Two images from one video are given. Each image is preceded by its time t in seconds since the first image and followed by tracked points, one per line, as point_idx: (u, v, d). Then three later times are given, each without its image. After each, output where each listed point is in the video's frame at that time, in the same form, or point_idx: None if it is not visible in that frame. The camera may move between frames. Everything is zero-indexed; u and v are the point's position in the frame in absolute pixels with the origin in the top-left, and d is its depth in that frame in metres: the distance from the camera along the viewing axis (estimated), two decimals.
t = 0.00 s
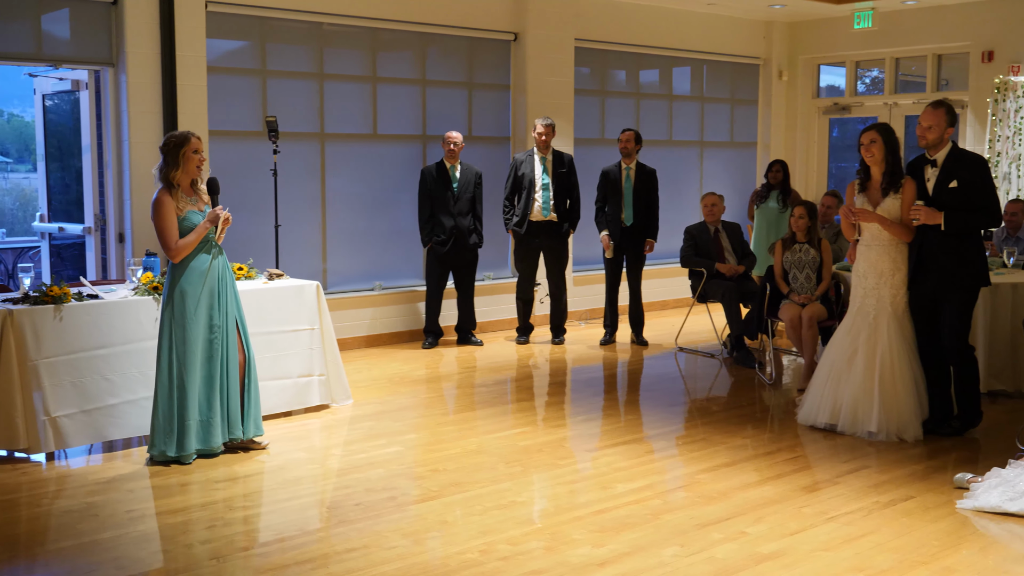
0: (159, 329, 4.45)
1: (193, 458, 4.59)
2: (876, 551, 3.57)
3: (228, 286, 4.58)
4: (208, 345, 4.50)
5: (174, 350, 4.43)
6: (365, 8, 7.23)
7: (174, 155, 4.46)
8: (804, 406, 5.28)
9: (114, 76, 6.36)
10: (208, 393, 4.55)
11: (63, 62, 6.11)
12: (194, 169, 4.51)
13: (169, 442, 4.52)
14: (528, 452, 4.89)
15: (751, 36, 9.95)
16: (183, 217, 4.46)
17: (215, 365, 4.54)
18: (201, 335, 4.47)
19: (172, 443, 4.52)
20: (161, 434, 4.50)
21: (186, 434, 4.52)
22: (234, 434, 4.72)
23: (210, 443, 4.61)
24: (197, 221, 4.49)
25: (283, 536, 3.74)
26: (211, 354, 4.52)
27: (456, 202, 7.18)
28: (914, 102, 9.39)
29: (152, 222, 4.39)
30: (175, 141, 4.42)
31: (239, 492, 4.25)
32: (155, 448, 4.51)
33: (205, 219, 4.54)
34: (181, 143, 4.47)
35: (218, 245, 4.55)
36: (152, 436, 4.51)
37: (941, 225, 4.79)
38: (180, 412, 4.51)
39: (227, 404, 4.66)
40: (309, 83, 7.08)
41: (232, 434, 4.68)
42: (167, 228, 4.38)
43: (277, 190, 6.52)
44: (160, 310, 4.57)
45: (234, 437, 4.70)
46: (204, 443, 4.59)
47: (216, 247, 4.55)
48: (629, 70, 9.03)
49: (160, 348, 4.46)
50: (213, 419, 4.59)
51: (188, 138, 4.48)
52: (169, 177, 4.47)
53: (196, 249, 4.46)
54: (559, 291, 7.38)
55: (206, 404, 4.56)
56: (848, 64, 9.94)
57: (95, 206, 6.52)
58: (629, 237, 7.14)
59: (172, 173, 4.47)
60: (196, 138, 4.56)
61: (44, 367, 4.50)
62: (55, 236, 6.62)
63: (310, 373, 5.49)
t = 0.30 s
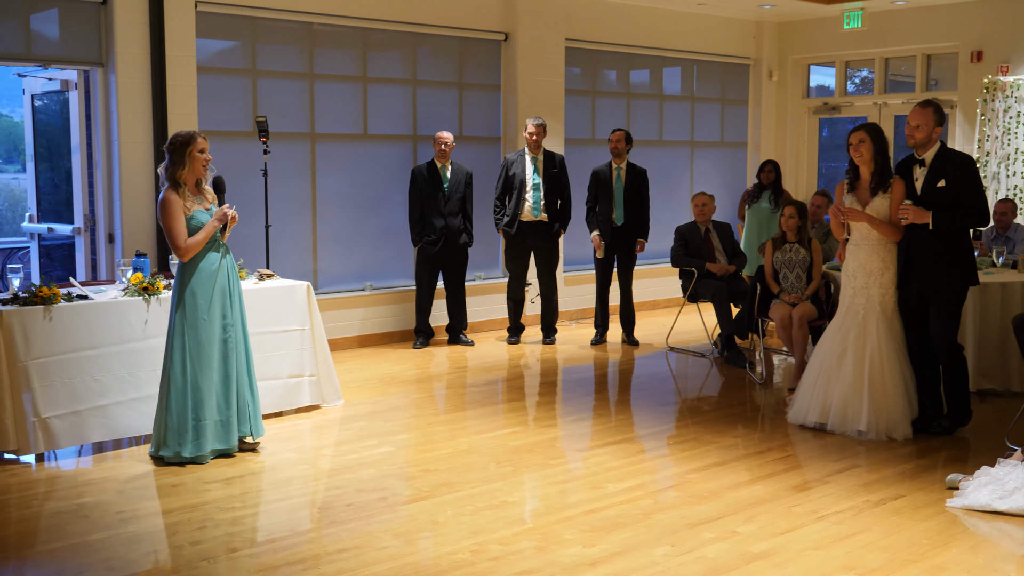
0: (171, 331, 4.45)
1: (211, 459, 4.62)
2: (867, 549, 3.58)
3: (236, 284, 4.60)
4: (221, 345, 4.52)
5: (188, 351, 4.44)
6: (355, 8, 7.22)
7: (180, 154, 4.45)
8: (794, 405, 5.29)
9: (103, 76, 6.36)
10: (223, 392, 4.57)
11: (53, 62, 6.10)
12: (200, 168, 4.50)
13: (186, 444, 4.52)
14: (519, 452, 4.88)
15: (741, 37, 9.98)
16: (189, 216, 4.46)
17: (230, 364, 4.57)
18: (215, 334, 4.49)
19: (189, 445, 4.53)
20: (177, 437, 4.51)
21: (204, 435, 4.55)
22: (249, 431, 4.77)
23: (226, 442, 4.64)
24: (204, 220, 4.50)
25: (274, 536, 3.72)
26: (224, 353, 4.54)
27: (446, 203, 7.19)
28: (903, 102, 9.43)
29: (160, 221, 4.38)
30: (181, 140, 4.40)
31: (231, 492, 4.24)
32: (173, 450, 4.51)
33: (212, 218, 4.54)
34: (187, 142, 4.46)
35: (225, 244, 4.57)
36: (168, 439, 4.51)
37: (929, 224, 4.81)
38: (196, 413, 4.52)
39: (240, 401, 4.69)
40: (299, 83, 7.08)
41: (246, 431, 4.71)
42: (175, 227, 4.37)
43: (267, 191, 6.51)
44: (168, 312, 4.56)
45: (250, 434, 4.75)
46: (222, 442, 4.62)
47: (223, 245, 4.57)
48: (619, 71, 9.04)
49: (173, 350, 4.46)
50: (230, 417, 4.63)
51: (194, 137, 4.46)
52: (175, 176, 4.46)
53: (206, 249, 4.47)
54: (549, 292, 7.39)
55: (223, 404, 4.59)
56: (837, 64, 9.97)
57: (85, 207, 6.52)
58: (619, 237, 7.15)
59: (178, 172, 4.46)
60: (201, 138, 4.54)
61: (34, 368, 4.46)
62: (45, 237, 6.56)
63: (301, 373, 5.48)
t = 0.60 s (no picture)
0: (180, 334, 4.46)
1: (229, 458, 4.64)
2: (859, 549, 3.59)
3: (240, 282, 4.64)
4: (231, 344, 4.56)
5: (198, 352, 4.46)
6: (346, 8, 7.22)
7: (190, 152, 4.47)
8: (785, 404, 5.30)
9: (94, 77, 6.35)
10: (236, 390, 4.61)
11: (43, 62, 6.08)
12: (209, 167, 4.53)
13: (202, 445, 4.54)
14: (511, 452, 4.88)
15: (733, 37, 10.00)
16: (197, 215, 4.49)
17: (241, 361, 4.61)
18: (224, 333, 4.53)
19: (205, 446, 4.55)
20: (194, 438, 4.52)
21: (220, 434, 4.57)
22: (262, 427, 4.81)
23: (243, 440, 4.65)
24: (211, 220, 4.53)
25: (266, 537, 3.72)
26: (234, 350, 4.58)
27: (439, 202, 7.19)
28: (895, 102, 9.46)
29: (168, 218, 4.39)
30: (191, 139, 4.42)
31: (223, 493, 4.22)
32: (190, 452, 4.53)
33: (218, 218, 4.58)
34: (196, 141, 4.48)
35: (229, 243, 4.62)
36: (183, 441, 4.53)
37: (920, 224, 4.82)
38: (210, 413, 4.54)
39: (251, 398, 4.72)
40: (291, 83, 7.07)
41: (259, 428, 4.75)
42: (183, 225, 4.39)
43: (259, 192, 6.51)
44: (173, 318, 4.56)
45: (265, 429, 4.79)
46: (241, 439, 4.64)
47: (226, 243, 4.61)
48: (611, 71, 9.04)
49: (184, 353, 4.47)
50: (245, 414, 4.66)
51: (203, 136, 4.49)
52: (184, 174, 4.48)
53: (212, 249, 4.51)
54: (541, 292, 7.39)
55: (237, 401, 4.62)
56: (829, 64, 10.00)
57: (77, 206, 6.48)
58: (612, 237, 7.16)
59: (187, 171, 4.48)
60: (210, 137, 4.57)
61: (26, 369, 4.45)
62: (35, 238, 6.58)
63: (293, 374, 5.48)
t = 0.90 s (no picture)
0: (186, 334, 4.51)
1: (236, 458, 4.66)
2: (856, 549, 3.59)
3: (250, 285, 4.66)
4: (238, 346, 4.57)
5: (204, 353, 4.49)
6: (342, 8, 7.22)
7: (197, 155, 4.47)
8: (782, 405, 5.31)
9: (91, 78, 6.35)
10: (243, 392, 4.61)
11: (40, 63, 6.08)
12: (217, 169, 4.53)
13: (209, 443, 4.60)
14: (508, 453, 4.88)
15: (729, 37, 10.01)
16: (204, 217, 4.49)
17: (248, 364, 4.61)
18: (231, 336, 4.54)
19: (211, 444, 4.60)
20: (200, 436, 4.57)
21: (226, 434, 4.59)
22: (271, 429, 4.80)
23: (250, 442, 4.65)
24: (218, 222, 4.52)
25: (264, 538, 3.71)
26: (242, 353, 4.58)
27: (436, 204, 7.20)
28: (891, 102, 9.47)
29: (174, 220, 4.40)
30: (199, 141, 4.44)
31: (221, 494, 4.22)
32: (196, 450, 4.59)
33: (225, 219, 4.58)
34: (205, 144, 4.49)
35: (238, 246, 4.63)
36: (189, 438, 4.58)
37: (915, 224, 4.82)
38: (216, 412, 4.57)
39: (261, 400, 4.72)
40: (288, 84, 7.07)
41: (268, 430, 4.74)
42: (190, 227, 4.40)
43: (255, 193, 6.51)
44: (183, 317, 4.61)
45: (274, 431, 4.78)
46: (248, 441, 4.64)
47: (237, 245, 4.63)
48: (608, 71, 9.05)
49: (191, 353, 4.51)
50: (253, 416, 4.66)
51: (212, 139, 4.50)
52: (191, 176, 4.49)
53: (220, 251, 4.53)
54: (538, 293, 7.41)
55: (244, 403, 4.62)
56: (825, 64, 10.01)
57: (74, 208, 6.47)
58: (609, 237, 7.16)
59: (194, 172, 4.48)
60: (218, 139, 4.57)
61: (22, 371, 4.45)
62: (32, 239, 6.58)
63: (291, 375, 5.48)
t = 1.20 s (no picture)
0: (188, 336, 4.50)
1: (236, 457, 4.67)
2: (856, 551, 3.59)
3: (253, 288, 4.64)
4: (240, 349, 4.55)
5: (205, 356, 4.49)
6: (341, 11, 7.23)
7: (203, 158, 4.48)
8: (782, 408, 5.31)
9: (91, 81, 6.35)
10: (244, 395, 4.61)
11: (40, 66, 6.09)
12: (223, 173, 4.53)
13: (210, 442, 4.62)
14: (508, 456, 4.88)
15: (728, 40, 10.03)
16: (208, 220, 4.49)
17: (251, 366, 4.60)
18: (233, 339, 4.53)
19: (211, 444, 4.62)
20: (200, 437, 4.57)
21: (227, 435, 4.60)
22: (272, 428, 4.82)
23: (249, 444, 4.66)
24: (221, 224, 4.50)
25: (262, 541, 3.71)
26: (244, 356, 4.57)
27: (436, 206, 7.21)
28: (890, 105, 9.47)
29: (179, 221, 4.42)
30: (206, 145, 4.44)
31: (220, 497, 4.21)
32: (196, 451, 4.58)
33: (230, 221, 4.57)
34: (211, 147, 4.49)
35: (244, 249, 4.62)
36: (189, 439, 4.57)
37: (915, 226, 4.82)
38: (218, 413, 4.58)
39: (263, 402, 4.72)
40: (287, 86, 7.08)
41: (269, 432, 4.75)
42: (193, 229, 4.41)
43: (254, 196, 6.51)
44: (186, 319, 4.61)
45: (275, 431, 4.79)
46: (247, 443, 4.65)
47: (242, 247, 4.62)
48: (607, 74, 9.05)
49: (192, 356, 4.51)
50: (254, 417, 4.67)
51: (218, 142, 4.50)
52: (197, 179, 4.50)
53: (223, 254, 4.51)
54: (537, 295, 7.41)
55: (245, 405, 4.63)
56: (824, 67, 10.02)
57: (72, 209, 6.47)
58: (609, 240, 7.16)
59: (200, 175, 4.50)
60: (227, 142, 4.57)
61: (22, 374, 4.45)
62: (31, 242, 6.47)
63: (291, 377, 5.48)
